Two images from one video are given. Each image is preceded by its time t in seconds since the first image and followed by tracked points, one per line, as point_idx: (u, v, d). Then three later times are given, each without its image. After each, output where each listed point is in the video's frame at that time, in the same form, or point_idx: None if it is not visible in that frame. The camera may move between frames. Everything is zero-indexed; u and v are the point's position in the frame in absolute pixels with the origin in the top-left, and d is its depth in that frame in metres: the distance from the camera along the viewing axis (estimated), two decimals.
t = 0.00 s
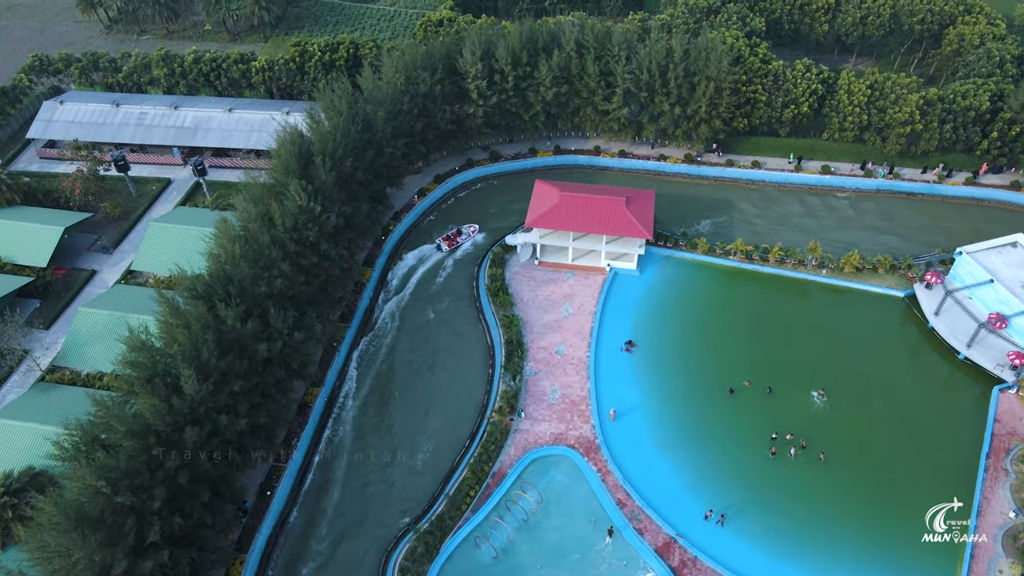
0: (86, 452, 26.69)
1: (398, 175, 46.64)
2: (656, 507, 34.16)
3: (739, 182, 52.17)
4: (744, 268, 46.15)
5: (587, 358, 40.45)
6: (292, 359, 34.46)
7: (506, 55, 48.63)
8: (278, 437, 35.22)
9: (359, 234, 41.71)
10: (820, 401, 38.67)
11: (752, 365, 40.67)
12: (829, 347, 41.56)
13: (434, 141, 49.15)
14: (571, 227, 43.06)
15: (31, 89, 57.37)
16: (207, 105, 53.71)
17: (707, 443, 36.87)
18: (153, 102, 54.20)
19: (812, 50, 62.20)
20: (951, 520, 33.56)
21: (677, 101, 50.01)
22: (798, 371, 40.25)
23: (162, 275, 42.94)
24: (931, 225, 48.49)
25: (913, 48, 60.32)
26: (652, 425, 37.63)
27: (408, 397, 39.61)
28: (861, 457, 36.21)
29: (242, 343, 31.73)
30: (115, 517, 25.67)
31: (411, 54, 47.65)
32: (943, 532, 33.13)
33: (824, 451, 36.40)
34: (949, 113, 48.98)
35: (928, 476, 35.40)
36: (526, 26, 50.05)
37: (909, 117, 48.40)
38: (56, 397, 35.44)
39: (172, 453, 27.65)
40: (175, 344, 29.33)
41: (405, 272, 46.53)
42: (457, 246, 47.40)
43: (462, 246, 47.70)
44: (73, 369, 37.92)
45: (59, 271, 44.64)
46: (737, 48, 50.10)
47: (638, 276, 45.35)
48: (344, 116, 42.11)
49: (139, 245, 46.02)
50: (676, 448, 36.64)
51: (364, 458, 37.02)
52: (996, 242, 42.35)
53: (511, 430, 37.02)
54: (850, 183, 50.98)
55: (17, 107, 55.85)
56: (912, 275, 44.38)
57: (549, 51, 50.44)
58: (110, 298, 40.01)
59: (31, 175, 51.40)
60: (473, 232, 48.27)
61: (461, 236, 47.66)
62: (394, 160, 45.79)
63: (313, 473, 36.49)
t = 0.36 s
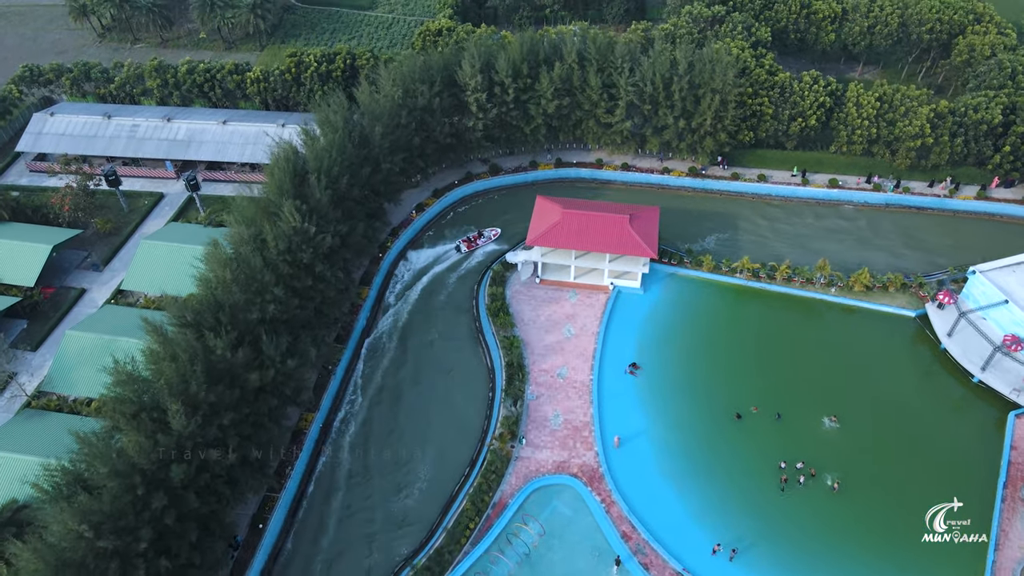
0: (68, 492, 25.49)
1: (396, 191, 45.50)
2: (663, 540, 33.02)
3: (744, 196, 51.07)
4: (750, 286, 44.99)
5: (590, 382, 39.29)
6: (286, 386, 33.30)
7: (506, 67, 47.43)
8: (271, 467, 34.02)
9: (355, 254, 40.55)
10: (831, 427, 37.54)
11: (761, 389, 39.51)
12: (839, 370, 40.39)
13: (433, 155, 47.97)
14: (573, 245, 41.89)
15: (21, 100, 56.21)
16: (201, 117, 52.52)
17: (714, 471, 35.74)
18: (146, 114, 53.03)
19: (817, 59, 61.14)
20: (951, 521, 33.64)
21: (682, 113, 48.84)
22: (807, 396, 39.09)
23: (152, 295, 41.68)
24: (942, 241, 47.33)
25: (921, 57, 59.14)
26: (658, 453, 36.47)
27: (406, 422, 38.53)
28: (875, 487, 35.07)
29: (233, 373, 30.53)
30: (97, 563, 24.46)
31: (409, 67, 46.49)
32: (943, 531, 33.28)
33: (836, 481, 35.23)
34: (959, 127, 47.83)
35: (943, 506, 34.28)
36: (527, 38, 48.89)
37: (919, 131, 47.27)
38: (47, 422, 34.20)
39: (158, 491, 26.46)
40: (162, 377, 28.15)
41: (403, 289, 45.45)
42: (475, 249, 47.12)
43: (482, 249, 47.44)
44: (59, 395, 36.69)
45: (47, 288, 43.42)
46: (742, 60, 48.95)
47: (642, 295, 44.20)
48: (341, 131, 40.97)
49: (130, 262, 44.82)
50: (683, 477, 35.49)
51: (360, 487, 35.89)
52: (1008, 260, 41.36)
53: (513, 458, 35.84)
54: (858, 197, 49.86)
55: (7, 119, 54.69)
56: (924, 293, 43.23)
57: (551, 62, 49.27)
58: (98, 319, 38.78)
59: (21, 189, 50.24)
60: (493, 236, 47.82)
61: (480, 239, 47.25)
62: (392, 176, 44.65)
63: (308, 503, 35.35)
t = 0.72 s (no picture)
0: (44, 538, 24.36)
1: (391, 208, 44.39)
2: None
3: (748, 211, 49.98)
4: (755, 306, 43.87)
5: (590, 407, 38.18)
6: (277, 416, 32.17)
7: (505, 80, 46.26)
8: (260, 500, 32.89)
9: (349, 275, 39.45)
10: (840, 455, 36.37)
11: (767, 416, 38.30)
12: (847, 394, 39.24)
13: (430, 170, 46.84)
14: (573, 265, 40.77)
15: (10, 112, 55.01)
16: (193, 130, 51.38)
17: (719, 503, 34.54)
18: (136, 127, 51.85)
19: (821, 69, 60.17)
20: (950, 520, 33.72)
21: (684, 127, 47.70)
22: (814, 422, 37.94)
23: (140, 317, 40.47)
24: (951, 258, 46.19)
25: (928, 67, 58.05)
26: (661, 483, 35.29)
27: (402, 449, 37.48)
28: (886, 519, 33.85)
29: (220, 406, 29.37)
30: None
31: (405, 80, 45.33)
32: (943, 531, 33.37)
33: (847, 513, 34.01)
34: (968, 141, 46.74)
35: (956, 539, 33.11)
36: (526, 50, 47.77)
37: (928, 145, 46.12)
38: (24, 455, 32.11)
39: (139, 534, 25.27)
40: (145, 414, 27.02)
41: (400, 309, 44.40)
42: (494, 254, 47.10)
43: (506, 253, 47.46)
44: (42, 423, 35.46)
45: (33, 309, 42.24)
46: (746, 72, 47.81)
47: (643, 315, 43.09)
48: (334, 149, 39.86)
49: (118, 281, 43.64)
50: (687, 508, 34.30)
51: (353, 518, 34.80)
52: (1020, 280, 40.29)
53: (511, 489, 34.73)
54: (864, 212, 48.70)
55: None
56: (933, 314, 42.10)
57: (550, 75, 48.17)
58: (83, 343, 37.55)
59: (8, 204, 49.07)
60: (516, 242, 47.70)
61: (502, 244, 47.19)
62: (388, 193, 43.55)
63: (299, 535, 34.25)
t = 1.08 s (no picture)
0: None
1: (384, 225, 43.40)
2: None
3: (748, 225, 49.02)
4: (755, 325, 42.86)
5: (587, 432, 37.18)
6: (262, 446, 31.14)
7: (499, 93, 45.29)
8: (246, 531, 31.84)
9: (339, 295, 38.46)
10: (844, 482, 35.27)
11: (769, 441, 37.22)
12: (850, 416, 38.21)
13: (423, 185, 45.86)
14: (569, 285, 39.79)
15: None
16: (182, 143, 50.39)
17: (719, 533, 33.47)
18: (125, 140, 50.86)
19: (823, 79, 59.18)
20: (950, 519, 33.77)
21: (683, 140, 46.71)
22: (817, 446, 36.89)
23: (126, 337, 39.41)
24: (956, 274, 45.20)
25: (931, 77, 57.09)
26: (658, 512, 34.25)
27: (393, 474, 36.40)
28: (892, 550, 32.74)
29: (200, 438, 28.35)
30: None
31: (397, 94, 44.37)
32: (942, 530, 33.41)
33: (852, 544, 32.87)
34: (973, 155, 45.79)
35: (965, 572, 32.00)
36: (522, 62, 46.80)
37: (932, 159, 45.17)
38: None
39: None
40: (122, 450, 26.01)
41: (392, 327, 43.36)
42: (513, 258, 46.89)
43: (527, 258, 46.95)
44: (22, 450, 34.35)
45: (16, 328, 41.14)
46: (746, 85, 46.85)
47: (641, 335, 42.11)
48: (324, 166, 38.89)
49: (104, 299, 42.58)
50: (686, 539, 33.25)
51: (342, 547, 33.72)
52: None
53: (504, 517, 33.70)
54: (867, 227, 47.73)
55: None
56: (938, 333, 41.16)
57: (547, 88, 47.22)
58: (64, 365, 36.43)
59: None
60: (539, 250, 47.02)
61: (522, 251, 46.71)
62: (380, 210, 42.60)
63: (287, 566, 33.14)
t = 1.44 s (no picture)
0: None
1: (375, 238, 42.64)
2: None
3: (746, 237, 48.27)
4: (753, 340, 42.13)
5: (580, 451, 36.41)
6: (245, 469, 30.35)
7: (492, 103, 44.54)
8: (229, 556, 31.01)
9: (328, 311, 37.69)
10: (843, 503, 34.51)
11: (767, 460, 36.47)
12: (849, 435, 37.46)
13: (415, 197, 45.14)
14: (563, 300, 39.07)
15: None
16: (171, 153, 49.65)
17: (715, 557, 32.66)
18: (113, 149, 50.11)
19: (822, 86, 58.45)
20: (950, 520, 33.79)
21: (679, 151, 45.96)
22: (816, 466, 36.14)
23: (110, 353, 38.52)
24: (957, 288, 44.45)
25: (931, 85, 56.35)
26: (653, 534, 33.43)
27: (382, 494, 35.56)
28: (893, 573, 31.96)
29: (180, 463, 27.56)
30: None
31: (388, 104, 43.66)
32: (942, 531, 33.41)
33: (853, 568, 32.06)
34: (975, 167, 45.00)
35: None
36: (516, 72, 46.06)
37: (932, 171, 44.41)
38: None
39: None
40: (96, 479, 25.23)
41: (383, 342, 42.61)
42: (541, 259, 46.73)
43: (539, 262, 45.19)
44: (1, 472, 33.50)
45: None
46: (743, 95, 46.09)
47: (636, 350, 41.42)
48: (312, 179, 38.17)
49: (89, 313, 41.75)
50: (680, 562, 32.46)
51: (329, 571, 32.82)
52: None
53: (495, 540, 32.84)
54: (866, 239, 46.99)
55: None
56: (939, 348, 40.44)
57: (541, 98, 46.46)
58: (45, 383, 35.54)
59: None
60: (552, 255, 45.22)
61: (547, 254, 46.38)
62: (370, 223, 41.88)
63: None
